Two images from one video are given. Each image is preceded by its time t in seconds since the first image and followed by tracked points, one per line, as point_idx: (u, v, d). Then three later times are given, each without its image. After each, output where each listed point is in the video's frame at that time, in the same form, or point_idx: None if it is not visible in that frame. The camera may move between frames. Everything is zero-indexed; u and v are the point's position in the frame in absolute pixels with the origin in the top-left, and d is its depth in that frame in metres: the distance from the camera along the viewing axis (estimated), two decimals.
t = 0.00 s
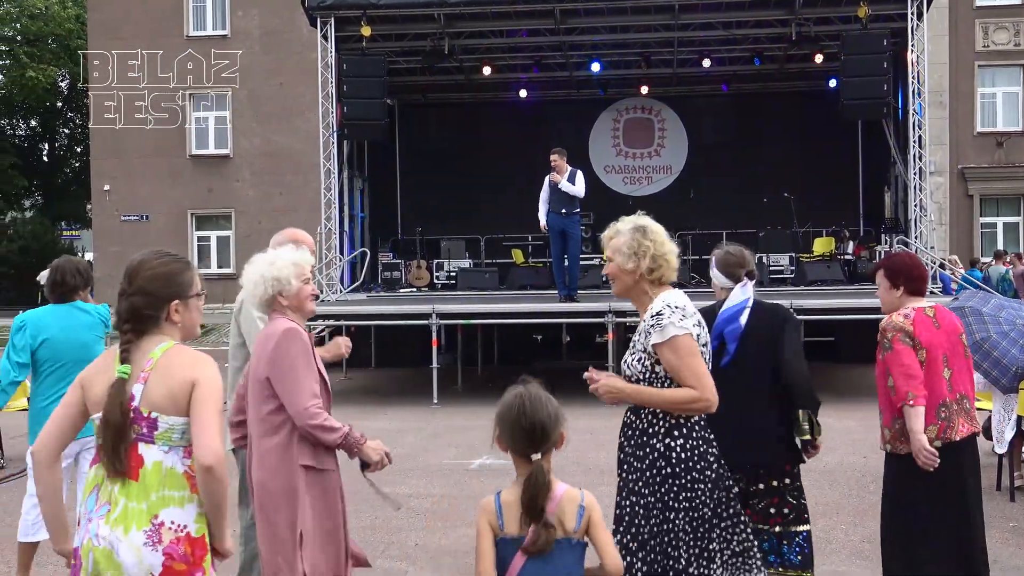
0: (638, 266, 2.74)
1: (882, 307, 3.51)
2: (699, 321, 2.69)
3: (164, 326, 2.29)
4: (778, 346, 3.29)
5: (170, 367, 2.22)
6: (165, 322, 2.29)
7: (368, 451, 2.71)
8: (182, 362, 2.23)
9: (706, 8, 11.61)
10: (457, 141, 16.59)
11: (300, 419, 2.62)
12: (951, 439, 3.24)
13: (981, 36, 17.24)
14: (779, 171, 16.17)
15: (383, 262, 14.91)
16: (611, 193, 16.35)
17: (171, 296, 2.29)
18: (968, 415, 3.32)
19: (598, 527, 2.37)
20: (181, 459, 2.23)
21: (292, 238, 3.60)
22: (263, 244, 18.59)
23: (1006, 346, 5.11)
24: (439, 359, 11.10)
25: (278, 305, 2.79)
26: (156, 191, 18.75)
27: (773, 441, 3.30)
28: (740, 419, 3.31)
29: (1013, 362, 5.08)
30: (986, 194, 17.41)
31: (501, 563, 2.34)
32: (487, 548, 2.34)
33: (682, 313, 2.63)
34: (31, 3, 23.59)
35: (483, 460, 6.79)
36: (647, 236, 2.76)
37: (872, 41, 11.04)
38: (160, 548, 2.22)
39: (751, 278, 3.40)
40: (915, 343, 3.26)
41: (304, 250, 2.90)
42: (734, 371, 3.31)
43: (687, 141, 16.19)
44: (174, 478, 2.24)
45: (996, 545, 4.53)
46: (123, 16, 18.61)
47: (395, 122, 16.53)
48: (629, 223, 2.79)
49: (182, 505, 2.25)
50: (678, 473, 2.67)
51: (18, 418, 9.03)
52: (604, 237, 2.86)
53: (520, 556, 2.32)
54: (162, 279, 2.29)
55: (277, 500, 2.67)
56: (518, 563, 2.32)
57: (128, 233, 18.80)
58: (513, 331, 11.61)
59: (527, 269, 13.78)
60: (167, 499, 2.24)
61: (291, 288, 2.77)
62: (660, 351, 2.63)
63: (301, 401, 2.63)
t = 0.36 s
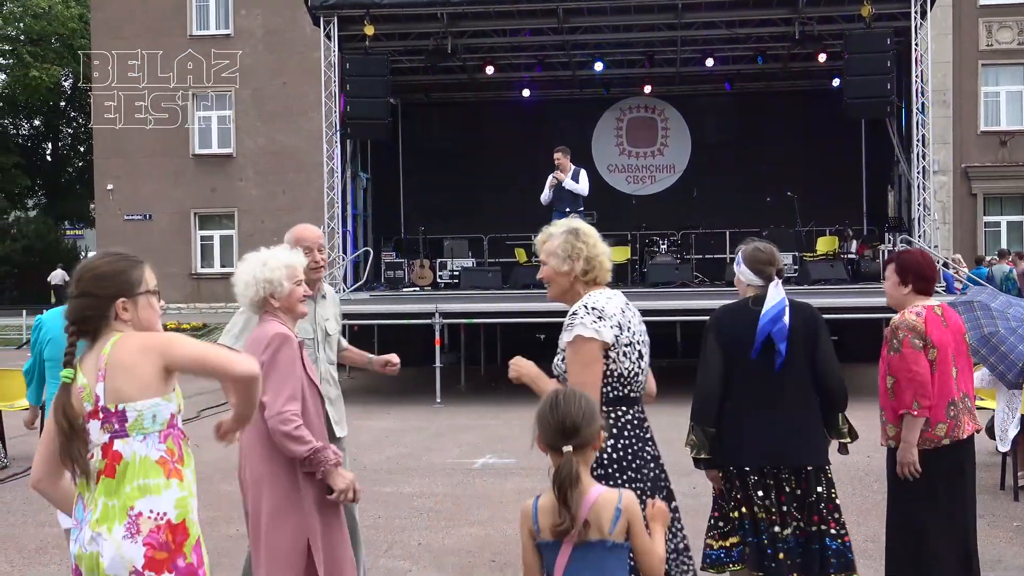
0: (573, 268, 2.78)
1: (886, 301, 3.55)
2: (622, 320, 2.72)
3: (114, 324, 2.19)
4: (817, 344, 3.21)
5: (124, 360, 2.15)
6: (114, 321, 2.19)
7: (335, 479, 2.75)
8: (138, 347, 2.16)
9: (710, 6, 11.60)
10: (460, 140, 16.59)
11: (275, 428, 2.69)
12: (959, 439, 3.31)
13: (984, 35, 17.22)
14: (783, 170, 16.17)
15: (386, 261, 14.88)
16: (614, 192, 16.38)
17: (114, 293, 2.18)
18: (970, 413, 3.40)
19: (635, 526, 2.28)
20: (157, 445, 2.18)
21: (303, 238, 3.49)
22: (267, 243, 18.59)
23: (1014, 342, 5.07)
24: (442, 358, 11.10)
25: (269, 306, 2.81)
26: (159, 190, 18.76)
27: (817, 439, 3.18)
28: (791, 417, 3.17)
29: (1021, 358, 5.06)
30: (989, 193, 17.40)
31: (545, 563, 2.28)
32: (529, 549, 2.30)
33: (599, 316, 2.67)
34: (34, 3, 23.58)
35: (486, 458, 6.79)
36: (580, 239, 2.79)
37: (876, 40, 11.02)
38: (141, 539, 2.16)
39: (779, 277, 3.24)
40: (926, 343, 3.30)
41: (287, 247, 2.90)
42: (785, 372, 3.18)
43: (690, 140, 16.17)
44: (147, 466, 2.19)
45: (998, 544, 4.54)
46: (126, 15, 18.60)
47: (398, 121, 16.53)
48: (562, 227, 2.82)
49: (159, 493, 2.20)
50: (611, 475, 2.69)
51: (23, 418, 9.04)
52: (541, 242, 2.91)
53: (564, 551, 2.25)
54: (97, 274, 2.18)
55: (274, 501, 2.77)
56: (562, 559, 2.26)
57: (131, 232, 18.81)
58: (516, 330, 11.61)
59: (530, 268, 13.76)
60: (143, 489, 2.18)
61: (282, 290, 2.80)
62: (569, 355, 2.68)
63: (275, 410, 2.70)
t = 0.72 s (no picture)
0: (482, 279, 2.68)
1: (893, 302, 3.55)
2: (546, 315, 2.64)
3: (138, 323, 2.05)
4: (818, 344, 3.07)
5: (142, 355, 1.99)
6: (138, 319, 2.06)
7: (295, 474, 2.57)
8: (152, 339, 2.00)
9: (712, 6, 11.62)
10: (462, 140, 16.60)
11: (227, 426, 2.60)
12: (959, 440, 3.32)
13: (987, 35, 17.20)
14: (785, 169, 16.16)
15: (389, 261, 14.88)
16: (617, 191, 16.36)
17: (135, 288, 2.04)
18: (971, 415, 3.41)
19: (656, 506, 2.37)
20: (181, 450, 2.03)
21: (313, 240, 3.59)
22: (269, 243, 18.59)
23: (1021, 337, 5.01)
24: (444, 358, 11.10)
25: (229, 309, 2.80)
26: (162, 190, 18.76)
27: (817, 443, 3.03)
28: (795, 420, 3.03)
29: None
30: (992, 193, 17.39)
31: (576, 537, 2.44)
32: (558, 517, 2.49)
33: (527, 311, 2.59)
34: (37, 3, 23.62)
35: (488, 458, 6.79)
36: (489, 249, 2.68)
37: (879, 40, 11.01)
38: (159, 547, 2.01)
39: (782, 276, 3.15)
40: (928, 345, 3.30)
41: (245, 255, 2.93)
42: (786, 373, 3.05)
43: (693, 141, 16.18)
44: (168, 472, 2.03)
45: (1000, 544, 4.53)
46: (128, 15, 18.60)
47: (401, 121, 16.54)
48: (470, 237, 2.71)
49: (178, 498, 2.03)
50: (546, 471, 2.59)
51: (26, 417, 9.04)
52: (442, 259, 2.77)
53: (585, 527, 2.41)
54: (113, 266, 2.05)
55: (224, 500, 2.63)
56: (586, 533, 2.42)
57: (134, 232, 18.83)
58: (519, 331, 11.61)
59: (532, 268, 13.75)
60: (163, 495, 2.03)
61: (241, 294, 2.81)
62: (516, 353, 2.58)
63: (228, 407, 2.61)
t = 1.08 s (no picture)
0: (402, 292, 2.65)
1: (895, 304, 3.54)
2: (467, 327, 2.56)
3: (162, 322, 1.91)
4: (798, 348, 3.15)
5: (160, 367, 1.83)
6: (162, 317, 1.91)
7: (291, 473, 2.69)
8: (171, 356, 1.83)
9: (714, 6, 11.65)
10: (464, 141, 16.60)
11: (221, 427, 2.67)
12: (962, 439, 3.31)
13: (989, 35, 17.19)
14: (788, 170, 16.16)
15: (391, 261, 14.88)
16: (620, 191, 16.36)
17: (162, 282, 1.90)
18: (973, 415, 3.41)
19: (627, 535, 2.33)
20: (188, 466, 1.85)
21: (314, 235, 3.56)
22: (271, 243, 18.58)
23: None
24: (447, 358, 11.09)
25: (223, 305, 2.86)
26: (164, 191, 18.76)
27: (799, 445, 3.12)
28: (766, 425, 3.12)
29: None
30: (994, 193, 17.39)
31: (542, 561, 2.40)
32: (522, 542, 2.46)
33: (449, 329, 2.50)
34: (39, 4, 23.69)
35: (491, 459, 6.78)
36: (409, 262, 2.66)
37: (881, 41, 11.01)
38: (172, 564, 1.86)
39: (761, 277, 3.19)
40: (931, 345, 3.30)
41: (248, 251, 2.99)
42: (759, 375, 3.15)
43: (695, 141, 16.19)
44: (181, 486, 1.86)
45: (1004, 545, 4.51)
46: (131, 15, 18.61)
47: (403, 121, 16.55)
48: (390, 251, 2.68)
49: (194, 516, 1.87)
50: (487, 479, 2.52)
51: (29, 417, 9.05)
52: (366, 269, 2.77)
53: (559, 552, 2.37)
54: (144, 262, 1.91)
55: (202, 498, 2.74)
56: (556, 558, 2.38)
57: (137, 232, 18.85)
58: (522, 331, 11.61)
59: (535, 268, 13.75)
60: (177, 512, 1.87)
61: (237, 289, 2.86)
62: (428, 375, 2.49)
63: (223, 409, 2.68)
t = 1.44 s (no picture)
0: (365, 302, 2.62)
1: (898, 304, 3.55)
2: (421, 339, 2.58)
3: (129, 329, 2.02)
4: (817, 351, 3.16)
5: (110, 375, 1.94)
6: (129, 323, 2.03)
7: (294, 462, 2.76)
8: (119, 371, 1.93)
9: (716, 6, 11.64)
10: (466, 141, 16.60)
11: (224, 421, 2.64)
12: (965, 440, 3.32)
13: (991, 34, 17.19)
14: (789, 170, 16.16)
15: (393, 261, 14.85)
16: (621, 191, 16.36)
17: (132, 292, 2.02)
18: (976, 416, 3.41)
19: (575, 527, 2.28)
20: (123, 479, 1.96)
21: (314, 238, 3.71)
22: (273, 243, 18.57)
23: None
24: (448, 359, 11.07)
25: (220, 301, 2.82)
26: (165, 191, 18.75)
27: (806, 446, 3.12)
28: (782, 427, 3.13)
29: None
30: (997, 193, 17.37)
31: (488, 557, 2.24)
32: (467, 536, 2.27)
33: (402, 341, 2.51)
34: (40, 5, 23.72)
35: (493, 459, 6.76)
36: (372, 272, 2.65)
37: (883, 40, 11.00)
38: None
39: (775, 273, 3.22)
40: (935, 345, 3.30)
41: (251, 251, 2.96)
42: (758, 375, 3.17)
43: (697, 141, 16.20)
44: (114, 499, 1.98)
45: (1006, 546, 4.50)
46: (133, 16, 18.61)
47: (404, 121, 16.54)
48: (353, 260, 2.67)
49: (122, 530, 1.98)
50: (447, 488, 2.51)
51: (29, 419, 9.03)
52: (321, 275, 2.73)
53: (515, 544, 2.22)
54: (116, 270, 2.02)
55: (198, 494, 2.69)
56: (509, 552, 2.23)
57: (138, 233, 18.83)
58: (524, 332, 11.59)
59: (536, 268, 13.75)
60: (109, 523, 1.98)
61: (240, 287, 2.83)
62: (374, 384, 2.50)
63: (225, 403, 2.65)
